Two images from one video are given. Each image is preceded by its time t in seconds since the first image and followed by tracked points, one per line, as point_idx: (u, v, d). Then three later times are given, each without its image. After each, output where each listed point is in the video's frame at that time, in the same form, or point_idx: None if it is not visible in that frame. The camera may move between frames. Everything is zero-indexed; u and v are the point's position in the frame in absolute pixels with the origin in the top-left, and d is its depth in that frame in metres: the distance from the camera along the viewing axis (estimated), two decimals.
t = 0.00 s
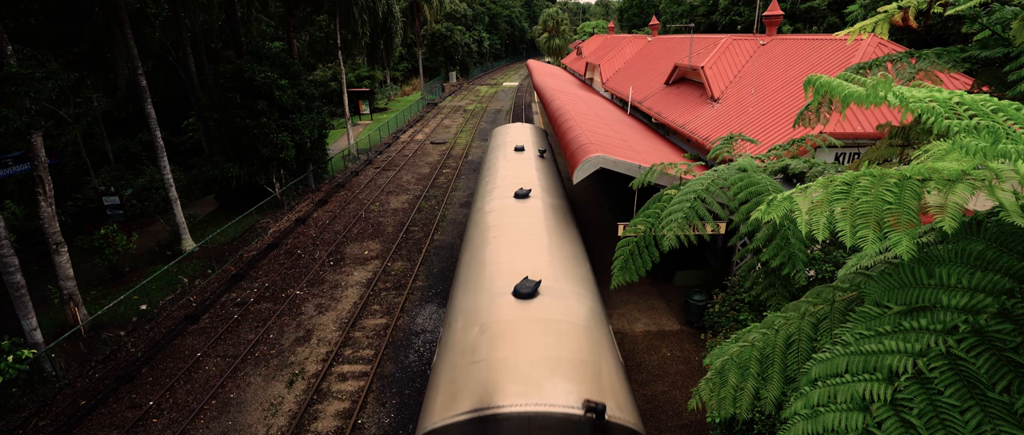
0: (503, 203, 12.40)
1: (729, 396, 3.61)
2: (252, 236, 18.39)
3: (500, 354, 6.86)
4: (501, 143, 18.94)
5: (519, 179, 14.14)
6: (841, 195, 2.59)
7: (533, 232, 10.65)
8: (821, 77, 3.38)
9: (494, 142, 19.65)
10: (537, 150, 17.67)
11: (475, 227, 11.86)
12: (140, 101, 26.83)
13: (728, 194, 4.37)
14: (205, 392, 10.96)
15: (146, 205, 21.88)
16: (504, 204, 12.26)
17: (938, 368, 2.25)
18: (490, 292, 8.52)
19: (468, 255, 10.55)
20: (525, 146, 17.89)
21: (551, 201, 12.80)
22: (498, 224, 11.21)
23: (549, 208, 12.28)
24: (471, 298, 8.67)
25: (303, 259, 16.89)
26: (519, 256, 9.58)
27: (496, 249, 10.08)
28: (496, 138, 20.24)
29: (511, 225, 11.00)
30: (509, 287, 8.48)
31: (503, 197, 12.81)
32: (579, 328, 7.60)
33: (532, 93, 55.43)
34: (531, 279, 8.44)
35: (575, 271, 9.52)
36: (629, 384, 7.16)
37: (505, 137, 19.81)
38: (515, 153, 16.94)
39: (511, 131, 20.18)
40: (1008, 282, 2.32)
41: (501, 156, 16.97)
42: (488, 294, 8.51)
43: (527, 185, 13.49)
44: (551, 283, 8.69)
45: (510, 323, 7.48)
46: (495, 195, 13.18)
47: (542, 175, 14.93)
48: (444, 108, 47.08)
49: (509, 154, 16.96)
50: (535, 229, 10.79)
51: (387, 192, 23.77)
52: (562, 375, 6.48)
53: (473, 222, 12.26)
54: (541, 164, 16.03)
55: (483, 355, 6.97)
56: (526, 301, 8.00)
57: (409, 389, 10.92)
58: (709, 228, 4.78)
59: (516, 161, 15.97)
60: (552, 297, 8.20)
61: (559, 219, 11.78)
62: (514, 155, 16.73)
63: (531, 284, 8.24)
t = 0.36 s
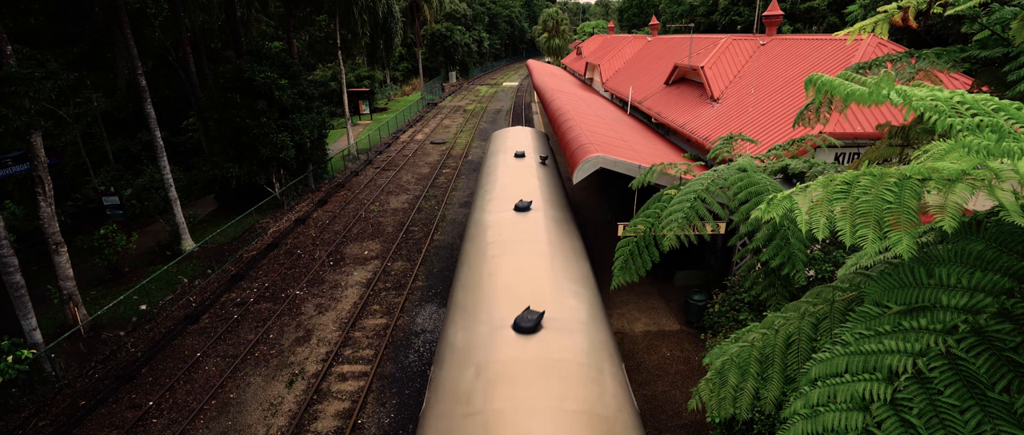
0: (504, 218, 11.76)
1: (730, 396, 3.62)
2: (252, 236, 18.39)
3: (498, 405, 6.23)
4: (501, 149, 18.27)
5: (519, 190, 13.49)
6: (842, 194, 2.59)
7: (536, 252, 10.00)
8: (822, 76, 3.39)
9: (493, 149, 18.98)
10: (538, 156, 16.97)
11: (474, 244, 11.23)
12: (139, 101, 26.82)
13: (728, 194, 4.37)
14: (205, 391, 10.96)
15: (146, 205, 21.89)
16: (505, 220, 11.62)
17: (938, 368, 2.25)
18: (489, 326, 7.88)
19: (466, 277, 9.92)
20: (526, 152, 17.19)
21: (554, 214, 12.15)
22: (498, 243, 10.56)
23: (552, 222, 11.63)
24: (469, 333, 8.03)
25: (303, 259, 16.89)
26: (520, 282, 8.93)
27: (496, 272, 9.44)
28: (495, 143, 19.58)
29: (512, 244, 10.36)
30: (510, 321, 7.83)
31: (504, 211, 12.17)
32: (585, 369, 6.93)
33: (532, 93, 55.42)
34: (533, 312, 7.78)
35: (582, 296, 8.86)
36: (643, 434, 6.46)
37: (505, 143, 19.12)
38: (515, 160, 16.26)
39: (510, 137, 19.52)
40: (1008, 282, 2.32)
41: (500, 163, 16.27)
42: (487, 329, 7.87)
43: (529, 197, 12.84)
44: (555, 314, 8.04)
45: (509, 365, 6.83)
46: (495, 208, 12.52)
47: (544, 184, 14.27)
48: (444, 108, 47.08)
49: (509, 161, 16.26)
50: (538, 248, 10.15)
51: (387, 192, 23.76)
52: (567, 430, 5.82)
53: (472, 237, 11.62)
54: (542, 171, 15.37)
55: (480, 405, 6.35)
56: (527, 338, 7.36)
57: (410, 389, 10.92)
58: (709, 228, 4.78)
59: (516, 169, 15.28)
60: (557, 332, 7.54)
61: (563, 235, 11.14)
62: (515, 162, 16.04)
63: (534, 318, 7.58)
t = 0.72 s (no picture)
0: (505, 234, 10.88)
1: (730, 397, 3.62)
2: (252, 236, 18.40)
3: None
4: (499, 157, 17.52)
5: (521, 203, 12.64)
6: (842, 193, 2.58)
7: (540, 277, 9.10)
8: (824, 74, 3.38)
9: (491, 157, 18.23)
10: (540, 163, 16.29)
11: (472, 262, 10.34)
12: (139, 101, 26.83)
13: (728, 194, 4.36)
14: (205, 391, 10.96)
15: (146, 205, 21.90)
16: (506, 237, 10.75)
17: (938, 368, 2.25)
18: (487, 367, 7.00)
19: (463, 302, 9.03)
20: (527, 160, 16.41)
21: (558, 230, 11.31)
22: (499, 264, 9.67)
23: (556, 240, 10.75)
24: (463, 376, 7.12)
25: (303, 259, 16.89)
26: (521, 314, 8.02)
27: (495, 299, 8.56)
28: (494, 152, 18.84)
29: (514, 266, 9.46)
30: (510, 361, 6.96)
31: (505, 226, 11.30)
32: (597, 425, 6.02)
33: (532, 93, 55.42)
34: (536, 352, 6.88)
35: (592, 330, 7.91)
36: None
37: (503, 150, 18.37)
38: (515, 169, 15.46)
39: (509, 145, 18.81)
40: (1008, 282, 2.32)
41: (500, 172, 15.45)
42: (485, 370, 6.99)
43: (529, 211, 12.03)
44: (561, 354, 7.13)
45: (508, 422, 5.93)
46: (496, 223, 11.66)
47: (547, 195, 13.48)
48: (444, 108, 47.08)
49: (508, 170, 15.48)
50: (543, 272, 9.25)
51: (387, 192, 23.76)
52: None
53: (470, 255, 10.73)
54: (544, 181, 14.58)
55: None
56: (529, 386, 6.46)
57: (409, 389, 10.92)
58: (709, 229, 4.78)
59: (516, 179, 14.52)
60: (564, 378, 6.64)
61: (568, 254, 10.27)
62: (515, 171, 15.20)
63: (537, 361, 6.71)
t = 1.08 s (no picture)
0: (505, 257, 9.84)
1: (729, 396, 3.62)
2: (252, 236, 18.41)
3: None
4: (497, 166, 16.71)
5: (522, 220, 11.64)
6: (842, 193, 2.58)
7: (543, 309, 8.02)
8: (823, 74, 3.39)
9: (489, 165, 17.50)
10: (541, 171, 15.91)
11: (468, 290, 9.27)
12: (139, 101, 26.82)
13: (728, 194, 4.37)
14: (205, 391, 10.96)
15: (146, 205, 21.89)
16: (506, 260, 9.70)
17: (938, 368, 2.25)
18: (483, 423, 5.97)
19: (456, 339, 7.95)
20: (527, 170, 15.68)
21: (563, 251, 10.27)
22: (498, 293, 8.60)
23: (562, 263, 9.70)
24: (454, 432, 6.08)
25: (303, 259, 16.89)
26: (522, 353, 6.99)
27: (493, 336, 7.49)
28: (492, 160, 18.08)
29: (515, 296, 8.39)
30: (509, 418, 5.91)
31: (505, 248, 10.26)
32: None
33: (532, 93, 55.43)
34: (540, 406, 5.85)
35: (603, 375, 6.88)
36: None
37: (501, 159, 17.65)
38: (516, 180, 14.71)
39: (508, 153, 18.08)
40: (1007, 282, 2.32)
41: (499, 184, 14.62)
42: (480, 428, 5.93)
43: (530, 227, 11.17)
44: (570, 406, 6.10)
45: None
46: (495, 244, 10.62)
47: (550, 210, 12.55)
48: (444, 108, 47.08)
49: (509, 181, 14.68)
50: (546, 303, 8.18)
51: (387, 191, 23.76)
52: None
53: (465, 280, 9.67)
54: (545, 194, 13.79)
55: None
56: None
57: (409, 389, 10.92)
58: (709, 229, 4.78)
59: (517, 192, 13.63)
60: None
61: (575, 281, 9.20)
62: (515, 183, 14.40)
63: (541, 419, 5.66)
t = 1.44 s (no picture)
0: (504, 284, 9.04)
1: (729, 396, 3.61)
2: (252, 236, 18.41)
3: None
4: (496, 175, 15.75)
5: (523, 240, 10.82)
6: (841, 193, 2.58)
7: (544, 349, 7.25)
8: (823, 74, 3.39)
9: (487, 173, 16.52)
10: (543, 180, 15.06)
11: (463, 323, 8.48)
12: (139, 101, 26.82)
13: (728, 194, 4.37)
14: (205, 391, 10.95)
15: (146, 205, 21.89)
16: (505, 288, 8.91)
17: (938, 367, 2.25)
18: None
19: (446, 383, 7.17)
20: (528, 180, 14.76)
21: (568, 275, 9.44)
22: (494, 331, 7.83)
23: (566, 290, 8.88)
24: None
25: (303, 259, 16.88)
26: (523, 407, 6.22)
27: (487, 387, 6.69)
28: (490, 168, 17.11)
29: (512, 333, 7.61)
30: None
31: (504, 273, 9.46)
32: None
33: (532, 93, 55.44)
34: None
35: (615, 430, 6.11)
36: None
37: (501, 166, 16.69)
38: (516, 192, 13.81)
39: (507, 161, 17.11)
40: (1007, 281, 2.32)
41: (498, 196, 13.72)
42: None
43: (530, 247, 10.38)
44: None
45: None
46: (493, 268, 9.82)
47: (553, 226, 11.69)
48: (444, 108, 47.08)
49: (508, 193, 13.77)
50: (548, 342, 7.39)
51: (387, 191, 23.76)
52: None
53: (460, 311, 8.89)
54: (547, 206, 12.89)
55: None
56: None
57: (409, 389, 10.91)
58: (709, 228, 4.77)
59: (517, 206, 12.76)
60: None
61: (581, 311, 8.36)
62: (515, 195, 13.51)
63: None
